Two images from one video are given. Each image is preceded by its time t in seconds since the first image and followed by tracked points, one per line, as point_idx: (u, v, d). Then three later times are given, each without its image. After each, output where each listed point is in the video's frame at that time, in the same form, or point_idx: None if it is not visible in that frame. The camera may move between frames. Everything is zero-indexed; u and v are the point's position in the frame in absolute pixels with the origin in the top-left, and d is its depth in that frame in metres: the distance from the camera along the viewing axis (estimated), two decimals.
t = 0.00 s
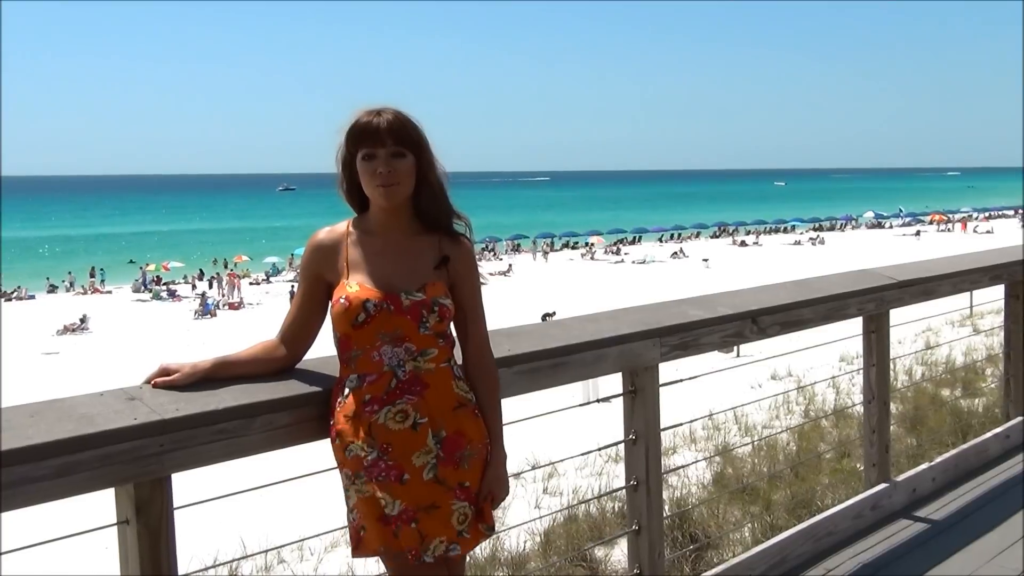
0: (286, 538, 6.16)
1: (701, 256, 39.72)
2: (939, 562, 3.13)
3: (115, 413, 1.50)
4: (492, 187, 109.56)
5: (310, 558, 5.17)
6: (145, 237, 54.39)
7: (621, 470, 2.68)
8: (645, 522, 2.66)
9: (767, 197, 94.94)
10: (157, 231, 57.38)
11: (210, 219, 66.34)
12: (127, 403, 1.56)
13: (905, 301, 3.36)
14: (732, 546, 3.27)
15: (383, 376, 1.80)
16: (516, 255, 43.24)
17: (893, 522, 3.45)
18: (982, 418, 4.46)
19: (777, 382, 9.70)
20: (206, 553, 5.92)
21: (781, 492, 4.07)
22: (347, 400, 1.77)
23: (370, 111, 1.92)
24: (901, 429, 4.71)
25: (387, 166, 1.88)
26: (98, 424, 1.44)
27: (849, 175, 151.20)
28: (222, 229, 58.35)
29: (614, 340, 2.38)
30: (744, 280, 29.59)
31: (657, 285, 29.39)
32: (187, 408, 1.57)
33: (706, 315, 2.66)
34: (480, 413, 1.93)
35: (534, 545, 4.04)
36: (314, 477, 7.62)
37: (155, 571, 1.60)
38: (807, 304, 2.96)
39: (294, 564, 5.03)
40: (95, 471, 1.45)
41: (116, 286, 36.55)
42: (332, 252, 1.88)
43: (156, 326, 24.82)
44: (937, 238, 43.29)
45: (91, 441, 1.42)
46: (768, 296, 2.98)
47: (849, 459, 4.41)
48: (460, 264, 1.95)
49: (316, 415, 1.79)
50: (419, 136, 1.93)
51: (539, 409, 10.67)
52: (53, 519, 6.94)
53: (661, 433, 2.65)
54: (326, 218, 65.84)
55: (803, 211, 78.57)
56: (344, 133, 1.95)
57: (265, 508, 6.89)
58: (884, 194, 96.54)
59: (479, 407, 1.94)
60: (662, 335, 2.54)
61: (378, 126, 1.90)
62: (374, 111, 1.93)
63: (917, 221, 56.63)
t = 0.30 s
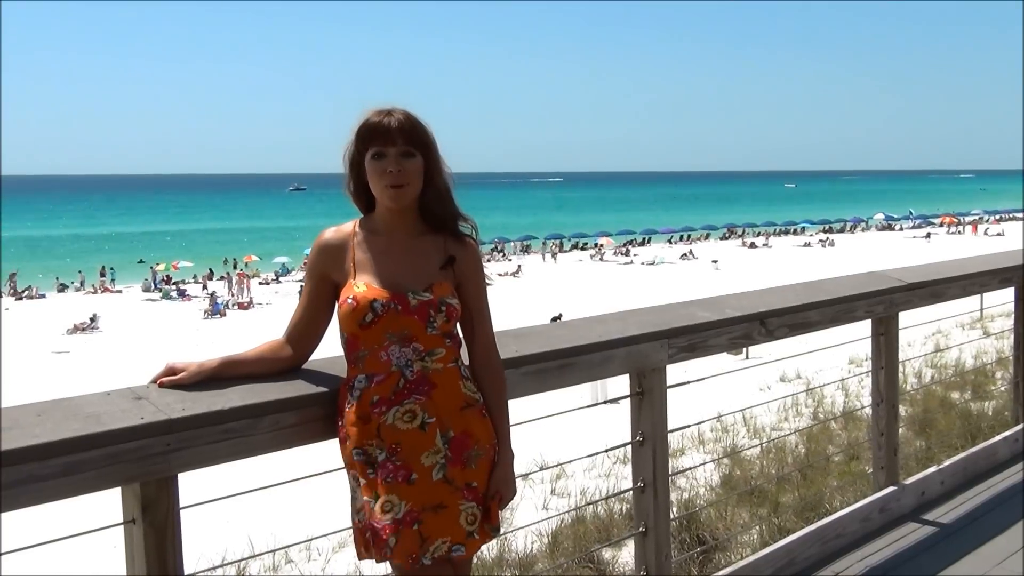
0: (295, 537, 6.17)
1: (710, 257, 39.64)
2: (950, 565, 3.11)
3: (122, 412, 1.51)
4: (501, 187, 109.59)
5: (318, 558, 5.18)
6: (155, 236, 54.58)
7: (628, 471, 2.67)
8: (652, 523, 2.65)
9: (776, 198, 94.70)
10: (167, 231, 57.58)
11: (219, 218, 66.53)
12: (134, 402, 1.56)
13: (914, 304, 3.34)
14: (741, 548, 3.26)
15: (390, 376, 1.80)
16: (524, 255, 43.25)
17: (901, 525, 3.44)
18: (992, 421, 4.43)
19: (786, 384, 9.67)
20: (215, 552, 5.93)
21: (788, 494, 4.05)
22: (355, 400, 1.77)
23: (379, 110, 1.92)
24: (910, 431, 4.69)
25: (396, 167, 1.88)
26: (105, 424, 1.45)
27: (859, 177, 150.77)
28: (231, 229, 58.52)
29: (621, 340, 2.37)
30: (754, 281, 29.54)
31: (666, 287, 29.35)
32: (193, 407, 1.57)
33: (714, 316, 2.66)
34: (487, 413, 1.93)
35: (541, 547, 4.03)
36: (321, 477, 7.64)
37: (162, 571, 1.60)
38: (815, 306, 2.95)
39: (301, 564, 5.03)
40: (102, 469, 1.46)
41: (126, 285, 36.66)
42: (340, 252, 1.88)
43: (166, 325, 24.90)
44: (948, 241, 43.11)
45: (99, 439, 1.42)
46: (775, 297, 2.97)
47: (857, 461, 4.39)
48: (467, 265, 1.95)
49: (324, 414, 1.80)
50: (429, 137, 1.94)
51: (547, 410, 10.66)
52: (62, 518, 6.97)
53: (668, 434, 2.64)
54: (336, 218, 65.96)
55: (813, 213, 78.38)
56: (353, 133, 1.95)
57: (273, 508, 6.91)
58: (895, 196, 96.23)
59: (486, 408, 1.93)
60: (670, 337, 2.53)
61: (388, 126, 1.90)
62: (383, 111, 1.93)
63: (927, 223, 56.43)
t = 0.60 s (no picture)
0: (302, 538, 6.18)
1: (719, 259, 39.55)
2: (958, 569, 3.09)
3: (127, 412, 1.51)
4: (509, 189, 109.60)
5: (324, 558, 5.18)
6: (164, 237, 54.74)
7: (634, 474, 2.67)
8: (658, 526, 2.65)
9: (786, 200, 94.42)
10: (176, 232, 57.73)
11: (228, 219, 66.70)
12: (140, 402, 1.56)
13: (922, 306, 3.33)
14: (747, 550, 3.25)
15: (396, 376, 1.79)
16: (533, 257, 43.25)
17: (909, 529, 3.42)
18: (1000, 425, 4.41)
19: (794, 386, 9.65)
20: (222, 552, 5.94)
21: (797, 496, 4.03)
22: (360, 401, 1.77)
23: (385, 112, 1.92)
24: (918, 434, 4.67)
25: (401, 167, 1.89)
26: (111, 424, 1.45)
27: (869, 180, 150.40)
28: (240, 230, 58.67)
29: (628, 342, 2.37)
30: (762, 284, 29.47)
31: (675, 289, 29.31)
32: (199, 408, 1.57)
33: (721, 319, 2.65)
34: (492, 414, 1.92)
35: (549, 548, 4.02)
36: (327, 477, 7.64)
37: (167, 570, 1.60)
38: (823, 308, 2.93)
39: (309, 565, 5.03)
40: (108, 469, 1.46)
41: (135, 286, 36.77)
42: (346, 252, 1.88)
43: (174, 326, 24.96)
44: (957, 243, 42.94)
45: (104, 440, 1.42)
46: (783, 299, 2.96)
47: (865, 464, 4.37)
48: (471, 267, 1.95)
49: (329, 415, 1.80)
50: (434, 138, 1.94)
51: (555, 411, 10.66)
52: (69, 517, 7.00)
53: (674, 437, 2.64)
54: (344, 219, 66.04)
55: (822, 215, 78.18)
56: (359, 133, 1.95)
57: (280, 508, 6.92)
58: (905, 198, 95.83)
59: (492, 409, 1.93)
60: (676, 338, 2.53)
61: (393, 127, 1.91)
62: (389, 112, 1.93)
63: (937, 226, 56.23)
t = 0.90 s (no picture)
0: (309, 539, 6.20)
1: (727, 261, 39.48)
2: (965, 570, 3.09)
3: (132, 413, 1.51)
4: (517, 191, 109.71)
5: (332, 560, 5.19)
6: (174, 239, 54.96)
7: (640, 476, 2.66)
8: (664, 529, 2.64)
9: (794, 203, 94.24)
10: (186, 234, 57.93)
11: (237, 221, 66.92)
12: (145, 404, 1.56)
13: (930, 309, 3.31)
14: (754, 553, 3.24)
15: (402, 377, 1.79)
16: (540, 259, 43.26)
17: (915, 532, 3.40)
18: (1009, 429, 4.38)
19: (803, 389, 9.62)
20: (229, 553, 5.96)
21: (805, 500, 4.02)
22: (367, 400, 1.77)
23: (392, 113, 1.92)
24: (926, 437, 4.65)
25: (410, 166, 1.88)
26: (116, 425, 1.45)
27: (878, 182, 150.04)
28: (249, 232, 58.88)
29: (636, 344, 2.37)
30: (770, 287, 29.41)
31: (683, 291, 29.28)
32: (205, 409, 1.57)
33: (728, 321, 2.64)
34: (498, 416, 1.92)
35: (555, 550, 4.02)
36: (334, 479, 7.65)
37: (172, 572, 1.61)
38: (830, 311, 2.93)
39: (317, 566, 5.04)
40: (114, 471, 1.46)
41: (145, 288, 36.92)
42: (352, 254, 1.88)
43: (183, 327, 25.04)
44: (967, 246, 42.78)
45: (108, 441, 1.42)
46: (790, 302, 2.95)
47: (873, 468, 4.35)
48: (478, 267, 1.95)
49: (334, 417, 1.80)
50: (441, 139, 1.94)
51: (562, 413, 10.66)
52: (77, 518, 7.02)
53: (681, 439, 2.63)
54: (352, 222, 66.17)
55: (831, 217, 77.97)
56: (366, 134, 1.95)
57: (287, 509, 6.94)
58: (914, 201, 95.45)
59: (497, 410, 1.93)
60: (683, 341, 2.52)
61: (401, 127, 1.90)
62: (396, 114, 1.93)
63: (946, 229, 56.03)
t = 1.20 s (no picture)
0: (316, 542, 6.20)
1: (735, 264, 39.42)
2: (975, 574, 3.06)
3: (140, 416, 1.51)
4: (524, 194, 109.76)
5: (339, 563, 5.19)
6: (182, 242, 55.13)
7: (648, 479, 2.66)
8: (671, 532, 2.64)
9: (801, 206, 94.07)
10: (194, 237, 58.15)
11: (244, 224, 67.09)
12: (152, 406, 1.56)
13: (937, 311, 3.30)
14: (762, 556, 3.23)
15: (409, 380, 1.79)
16: (547, 262, 43.23)
17: (924, 536, 3.38)
18: (1018, 432, 4.37)
19: (810, 392, 9.58)
20: (237, 556, 5.97)
21: (812, 502, 4.00)
22: (374, 405, 1.77)
23: (399, 116, 1.93)
24: (934, 440, 4.63)
25: (417, 169, 1.88)
26: (124, 429, 1.45)
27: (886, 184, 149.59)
28: (258, 235, 59.03)
29: (643, 348, 2.36)
30: (777, 289, 29.33)
31: (690, 294, 29.23)
32: (212, 413, 1.57)
33: (736, 323, 2.63)
34: (505, 419, 1.92)
35: (562, 553, 4.02)
36: (341, 481, 7.67)
37: (180, 572, 1.61)
38: (837, 313, 2.91)
39: (324, 570, 5.04)
40: (121, 476, 1.47)
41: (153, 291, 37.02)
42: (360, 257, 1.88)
43: (190, 330, 25.12)
44: (975, 249, 42.62)
45: (115, 444, 1.43)
46: (798, 304, 2.94)
47: (882, 471, 4.33)
48: (484, 269, 1.96)
49: (341, 420, 1.80)
50: (447, 144, 1.94)
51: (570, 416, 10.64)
52: (86, 521, 7.05)
53: (688, 442, 2.63)
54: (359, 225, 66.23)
55: (839, 219, 77.79)
56: (373, 135, 1.95)
57: (294, 512, 6.95)
58: (922, 203, 95.18)
59: (504, 413, 1.93)
60: (690, 343, 2.51)
61: (409, 130, 1.91)
62: (403, 116, 1.93)
63: (953, 232, 55.85)
